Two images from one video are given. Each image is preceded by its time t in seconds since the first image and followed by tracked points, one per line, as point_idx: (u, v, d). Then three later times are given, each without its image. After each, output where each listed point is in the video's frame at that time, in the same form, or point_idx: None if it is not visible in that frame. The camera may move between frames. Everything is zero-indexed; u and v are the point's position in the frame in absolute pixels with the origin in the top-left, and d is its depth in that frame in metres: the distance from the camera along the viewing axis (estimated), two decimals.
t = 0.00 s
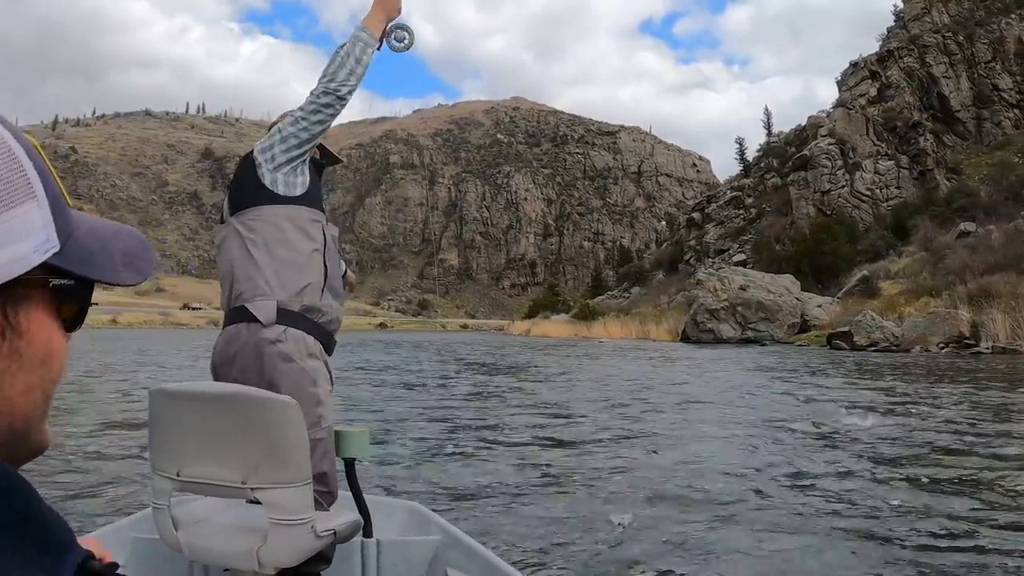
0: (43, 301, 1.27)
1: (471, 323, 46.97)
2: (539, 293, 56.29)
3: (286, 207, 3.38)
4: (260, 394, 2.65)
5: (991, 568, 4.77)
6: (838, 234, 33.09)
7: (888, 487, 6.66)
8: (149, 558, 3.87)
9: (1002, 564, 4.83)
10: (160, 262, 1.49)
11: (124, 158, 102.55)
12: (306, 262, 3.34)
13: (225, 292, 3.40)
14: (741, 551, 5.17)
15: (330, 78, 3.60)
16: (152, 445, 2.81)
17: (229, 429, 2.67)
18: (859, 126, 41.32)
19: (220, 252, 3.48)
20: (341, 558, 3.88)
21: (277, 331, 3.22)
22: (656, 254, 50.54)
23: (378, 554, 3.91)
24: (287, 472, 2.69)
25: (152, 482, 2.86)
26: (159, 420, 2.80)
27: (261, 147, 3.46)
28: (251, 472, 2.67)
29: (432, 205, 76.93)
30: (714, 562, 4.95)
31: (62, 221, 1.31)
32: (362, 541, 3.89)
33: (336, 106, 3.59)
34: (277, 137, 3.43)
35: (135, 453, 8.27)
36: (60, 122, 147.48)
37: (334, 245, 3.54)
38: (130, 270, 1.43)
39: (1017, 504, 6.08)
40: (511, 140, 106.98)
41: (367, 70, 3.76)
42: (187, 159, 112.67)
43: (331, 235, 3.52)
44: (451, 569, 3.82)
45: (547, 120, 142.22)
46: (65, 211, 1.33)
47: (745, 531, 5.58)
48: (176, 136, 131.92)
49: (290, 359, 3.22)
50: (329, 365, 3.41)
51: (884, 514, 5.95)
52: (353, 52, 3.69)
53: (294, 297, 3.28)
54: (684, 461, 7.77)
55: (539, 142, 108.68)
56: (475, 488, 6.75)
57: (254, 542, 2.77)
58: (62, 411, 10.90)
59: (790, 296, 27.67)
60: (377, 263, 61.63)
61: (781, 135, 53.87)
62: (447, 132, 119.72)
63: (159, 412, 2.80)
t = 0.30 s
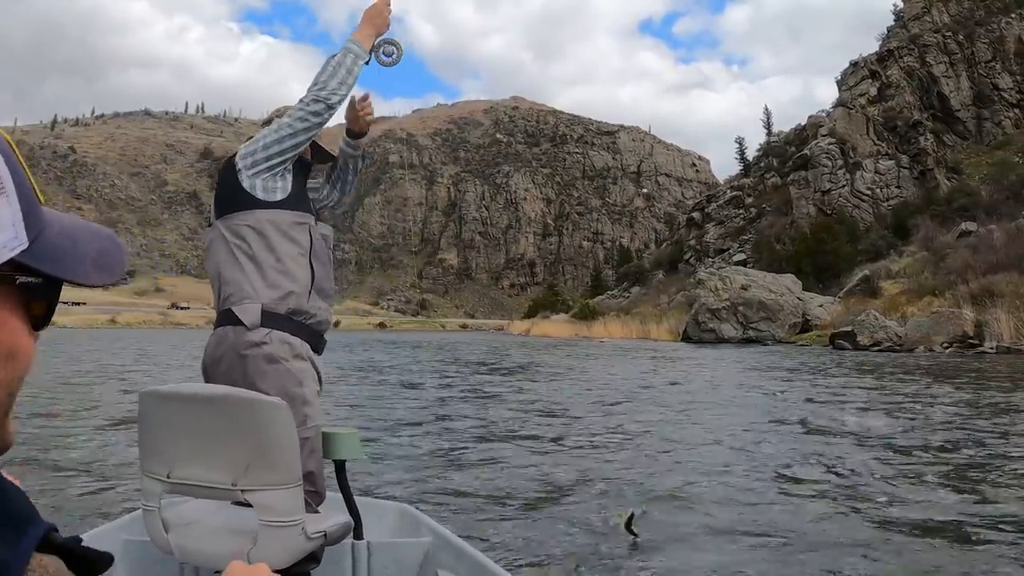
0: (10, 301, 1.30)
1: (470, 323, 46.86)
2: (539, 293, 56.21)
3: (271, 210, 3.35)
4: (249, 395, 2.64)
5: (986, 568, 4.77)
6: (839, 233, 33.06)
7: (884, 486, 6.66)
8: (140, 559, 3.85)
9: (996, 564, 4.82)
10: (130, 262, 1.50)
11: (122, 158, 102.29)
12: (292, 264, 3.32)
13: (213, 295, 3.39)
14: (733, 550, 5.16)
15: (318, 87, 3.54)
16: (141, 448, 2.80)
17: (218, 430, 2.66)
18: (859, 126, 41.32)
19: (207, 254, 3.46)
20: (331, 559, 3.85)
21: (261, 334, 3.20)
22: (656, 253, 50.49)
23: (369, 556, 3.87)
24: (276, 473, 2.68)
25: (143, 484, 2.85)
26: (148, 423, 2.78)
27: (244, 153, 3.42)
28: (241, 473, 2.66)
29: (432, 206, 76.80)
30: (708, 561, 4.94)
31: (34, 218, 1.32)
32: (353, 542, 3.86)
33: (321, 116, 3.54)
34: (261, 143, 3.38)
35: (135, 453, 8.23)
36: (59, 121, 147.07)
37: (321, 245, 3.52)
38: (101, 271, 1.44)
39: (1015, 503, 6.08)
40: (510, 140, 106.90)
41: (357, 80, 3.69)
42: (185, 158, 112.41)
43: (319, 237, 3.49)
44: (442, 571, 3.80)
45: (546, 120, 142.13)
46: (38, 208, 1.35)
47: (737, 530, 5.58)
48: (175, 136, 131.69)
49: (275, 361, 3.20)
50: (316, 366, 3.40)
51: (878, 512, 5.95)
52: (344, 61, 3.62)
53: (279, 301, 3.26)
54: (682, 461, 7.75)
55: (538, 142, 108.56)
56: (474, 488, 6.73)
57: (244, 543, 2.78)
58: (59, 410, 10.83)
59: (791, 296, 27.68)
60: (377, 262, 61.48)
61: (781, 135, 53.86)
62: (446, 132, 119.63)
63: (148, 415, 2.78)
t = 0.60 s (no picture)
0: (18, 309, 1.29)
1: (470, 323, 46.79)
2: (539, 293, 56.21)
3: (259, 214, 3.32)
4: (248, 395, 2.63)
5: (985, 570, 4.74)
6: (840, 233, 33.10)
7: (883, 487, 6.65)
8: (137, 557, 3.87)
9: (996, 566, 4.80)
10: (145, 279, 1.51)
11: (122, 158, 102.28)
12: (280, 266, 3.29)
13: (206, 295, 3.41)
14: (732, 551, 5.15)
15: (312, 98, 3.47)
16: (138, 448, 2.79)
17: (216, 429, 2.65)
18: (861, 125, 41.33)
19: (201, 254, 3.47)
20: (329, 559, 3.88)
21: (248, 335, 3.21)
22: (657, 253, 50.44)
23: (366, 557, 3.91)
24: (275, 474, 2.68)
25: (139, 484, 2.83)
26: (146, 425, 2.76)
27: (236, 159, 3.40)
28: (239, 473, 2.65)
29: (431, 206, 76.81)
30: (707, 563, 4.92)
31: (49, 230, 1.32)
32: (350, 543, 3.89)
33: (314, 127, 3.48)
34: (252, 151, 3.35)
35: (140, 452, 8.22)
36: (58, 121, 146.88)
37: (316, 247, 3.47)
38: (117, 286, 1.44)
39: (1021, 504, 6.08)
40: (510, 140, 106.94)
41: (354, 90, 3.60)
42: (184, 158, 112.36)
43: (313, 238, 3.45)
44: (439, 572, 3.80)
45: (546, 120, 142.05)
46: (54, 220, 1.35)
47: (735, 531, 5.56)
48: (175, 136, 131.66)
49: (262, 362, 3.21)
50: (306, 366, 3.37)
51: (877, 512, 5.94)
52: (340, 74, 3.53)
53: (265, 304, 3.24)
54: (685, 460, 7.74)
55: (538, 142, 108.45)
56: (476, 488, 6.72)
57: (241, 543, 2.77)
58: (61, 410, 10.81)
59: (793, 296, 27.71)
60: (376, 262, 61.41)
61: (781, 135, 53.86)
62: (446, 131, 119.59)
63: (145, 414, 2.76)
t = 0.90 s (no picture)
0: (39, 339, 1.30)
1: (471, 323, 46.70)
2: (539, 292, 56.20)
3: (252, 217, 3.31)
4: (241, 394, 2.64)
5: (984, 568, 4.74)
6: (841, 232, 33.06)
7: (881, 486, 6.65)
8: (129, 558, 3.86)
9: (992, 564, 4.80)
10: (160, 313, 1.53)
11: (122, 157, 102.19)
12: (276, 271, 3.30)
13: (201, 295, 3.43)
14: (729, 549, 5.15)
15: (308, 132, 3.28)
16: (130, 447, 2.78)
17: (209, 428, 2.64)
18: (862, 124, 41.30)
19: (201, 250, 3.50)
20: (321, 558, 3.87)
21: (234, 336, 3.22)
22: (657, 253, 50.37)
23: (358, 556, 3.89)
24: (267, 473, 2.67)
25: (132, 484, 2.83)
26: (139, 424, 2.76)
27: (245, 160, 3.35)
28: (232, 472, 2.65)
29: (432, 205, 76.71)
30: (704, 562, 4.92)
31: (69, 269, 1.33)
32: (342, 543, 3.88)
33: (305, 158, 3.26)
34: (255, 158, 3.28)
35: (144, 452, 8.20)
36: (57, 121, 146.69)
37: (315, 254, 3.47)
38: (132, 322, 1.46)
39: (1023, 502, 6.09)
40: (510, 140, 106.83)
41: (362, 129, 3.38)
42: (184, 159, 112.24)
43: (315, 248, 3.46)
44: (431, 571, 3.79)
45: (546, 120, 141.91)
46: (73, 257, 1.36)
47: (731, 529, 5.58)
48: (174, 136, 131.47)
49: (248, 364, 3.22)
50: (293, 373, 3.36)
51: (877, 513, 5.93)
52: (347, 110, 3.31)
53: (254, 306, 3.24)
54: (686, 460, 7.74)
55: (538, 142, 108.37)
56: (477, 488, 6.70)
57: (234, 544, 2.76)
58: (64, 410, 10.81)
59: (796, 295, 27.73)
60: (376, 262, 61.33)
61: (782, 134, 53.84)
62: (446, 131, 119.55)
63: (137, 414, 2.76)
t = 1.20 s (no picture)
0: (32, 336, 1.30)
1: (472, 323, 46.71)
2: (541, 292, 56.20)
3: (245, 225, 3.27)
4: (234, 395, 2.63)
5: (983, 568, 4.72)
6: (845, 231, 33.09)
7: (879, 484, 6.67)
8: (120, 558, 3.89)
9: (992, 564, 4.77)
10: (149, 308, 1.52)
11: (123, 158, 102.25)
12: (272, 272, 3.28)
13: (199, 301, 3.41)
14: (726, 551, 5.13)
15: (292, 218, 3.11)
16: (120, 447, 2.78)
17: (201, 431, 2.65)
18: (864, 123, 41.25)
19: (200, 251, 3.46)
20: (311, 560, 3.90)
21: (234, 344, 3.22)
22: (660, 253, 50.38)
23: (348, 556, 3.91)
24: (258, 474, 2.67)
25: (121, 484, 2.83)
26: (129, 425, 2.76)
27: (245, 165, 3.27)
28: (224, 472, 2.66)
29: (433, 205, 76.75)
30: (701, 562, 4.91)
31: (58, 265, 1.33)
32: (332, 542, 3.91)
33: (284, 246, 3.11)
34: (248, 177, 3.21)
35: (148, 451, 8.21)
36: (58, 122, 146.76)
37: (318, 264, 3.47)
38: (121, 317, 1.46)
39: None
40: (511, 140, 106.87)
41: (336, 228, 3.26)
42: (185, 160, 112.25)
43: (317, 256, 3.48)
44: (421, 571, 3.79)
45: (547, 120, 141.96)
46: (63, 255, 1.35)
47: (729, 529, 5.56)
48: (175, 137, 131.45)
49: (247, 373, 3.21)
50: (295, 381, 3.37)
51: (875, 513, 5.92)
52: (325, 209, 3.18)
53: (253, 316, 3.24)
54: (688, 460, 7.76)
55: (540, 142, 108.51)
56: (475, 489, 6.68)
57: (227, 544, 2.76)
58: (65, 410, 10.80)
59: (799, 295, 27.74)
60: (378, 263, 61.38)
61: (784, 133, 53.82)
62: (447, 131, 119.44)
63: (127, 414, 2.75)
